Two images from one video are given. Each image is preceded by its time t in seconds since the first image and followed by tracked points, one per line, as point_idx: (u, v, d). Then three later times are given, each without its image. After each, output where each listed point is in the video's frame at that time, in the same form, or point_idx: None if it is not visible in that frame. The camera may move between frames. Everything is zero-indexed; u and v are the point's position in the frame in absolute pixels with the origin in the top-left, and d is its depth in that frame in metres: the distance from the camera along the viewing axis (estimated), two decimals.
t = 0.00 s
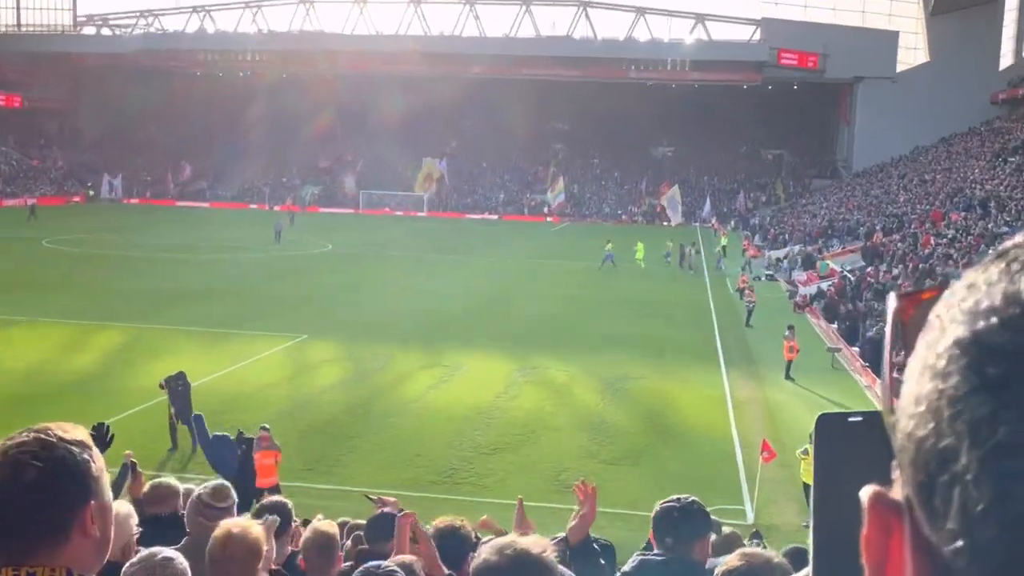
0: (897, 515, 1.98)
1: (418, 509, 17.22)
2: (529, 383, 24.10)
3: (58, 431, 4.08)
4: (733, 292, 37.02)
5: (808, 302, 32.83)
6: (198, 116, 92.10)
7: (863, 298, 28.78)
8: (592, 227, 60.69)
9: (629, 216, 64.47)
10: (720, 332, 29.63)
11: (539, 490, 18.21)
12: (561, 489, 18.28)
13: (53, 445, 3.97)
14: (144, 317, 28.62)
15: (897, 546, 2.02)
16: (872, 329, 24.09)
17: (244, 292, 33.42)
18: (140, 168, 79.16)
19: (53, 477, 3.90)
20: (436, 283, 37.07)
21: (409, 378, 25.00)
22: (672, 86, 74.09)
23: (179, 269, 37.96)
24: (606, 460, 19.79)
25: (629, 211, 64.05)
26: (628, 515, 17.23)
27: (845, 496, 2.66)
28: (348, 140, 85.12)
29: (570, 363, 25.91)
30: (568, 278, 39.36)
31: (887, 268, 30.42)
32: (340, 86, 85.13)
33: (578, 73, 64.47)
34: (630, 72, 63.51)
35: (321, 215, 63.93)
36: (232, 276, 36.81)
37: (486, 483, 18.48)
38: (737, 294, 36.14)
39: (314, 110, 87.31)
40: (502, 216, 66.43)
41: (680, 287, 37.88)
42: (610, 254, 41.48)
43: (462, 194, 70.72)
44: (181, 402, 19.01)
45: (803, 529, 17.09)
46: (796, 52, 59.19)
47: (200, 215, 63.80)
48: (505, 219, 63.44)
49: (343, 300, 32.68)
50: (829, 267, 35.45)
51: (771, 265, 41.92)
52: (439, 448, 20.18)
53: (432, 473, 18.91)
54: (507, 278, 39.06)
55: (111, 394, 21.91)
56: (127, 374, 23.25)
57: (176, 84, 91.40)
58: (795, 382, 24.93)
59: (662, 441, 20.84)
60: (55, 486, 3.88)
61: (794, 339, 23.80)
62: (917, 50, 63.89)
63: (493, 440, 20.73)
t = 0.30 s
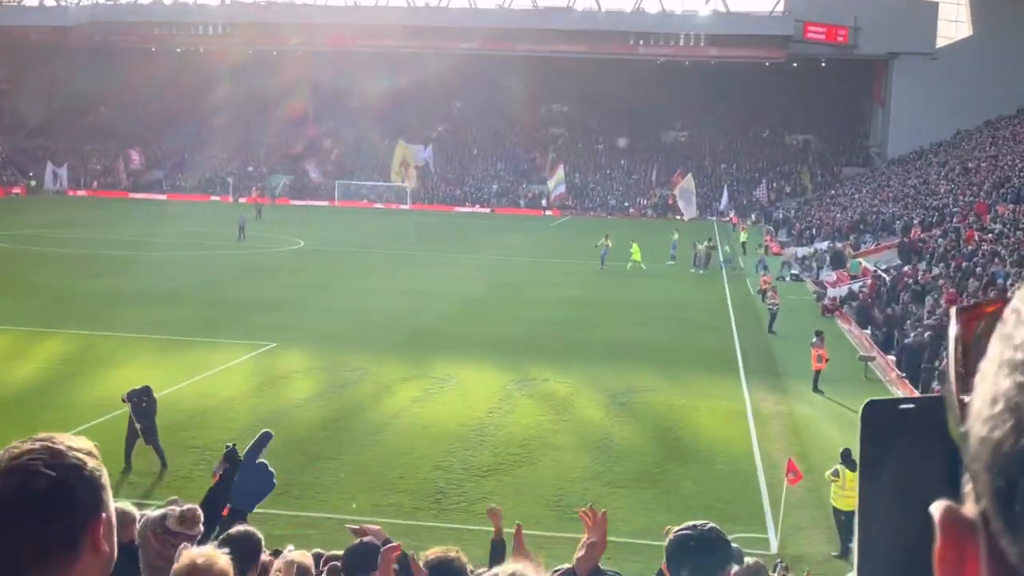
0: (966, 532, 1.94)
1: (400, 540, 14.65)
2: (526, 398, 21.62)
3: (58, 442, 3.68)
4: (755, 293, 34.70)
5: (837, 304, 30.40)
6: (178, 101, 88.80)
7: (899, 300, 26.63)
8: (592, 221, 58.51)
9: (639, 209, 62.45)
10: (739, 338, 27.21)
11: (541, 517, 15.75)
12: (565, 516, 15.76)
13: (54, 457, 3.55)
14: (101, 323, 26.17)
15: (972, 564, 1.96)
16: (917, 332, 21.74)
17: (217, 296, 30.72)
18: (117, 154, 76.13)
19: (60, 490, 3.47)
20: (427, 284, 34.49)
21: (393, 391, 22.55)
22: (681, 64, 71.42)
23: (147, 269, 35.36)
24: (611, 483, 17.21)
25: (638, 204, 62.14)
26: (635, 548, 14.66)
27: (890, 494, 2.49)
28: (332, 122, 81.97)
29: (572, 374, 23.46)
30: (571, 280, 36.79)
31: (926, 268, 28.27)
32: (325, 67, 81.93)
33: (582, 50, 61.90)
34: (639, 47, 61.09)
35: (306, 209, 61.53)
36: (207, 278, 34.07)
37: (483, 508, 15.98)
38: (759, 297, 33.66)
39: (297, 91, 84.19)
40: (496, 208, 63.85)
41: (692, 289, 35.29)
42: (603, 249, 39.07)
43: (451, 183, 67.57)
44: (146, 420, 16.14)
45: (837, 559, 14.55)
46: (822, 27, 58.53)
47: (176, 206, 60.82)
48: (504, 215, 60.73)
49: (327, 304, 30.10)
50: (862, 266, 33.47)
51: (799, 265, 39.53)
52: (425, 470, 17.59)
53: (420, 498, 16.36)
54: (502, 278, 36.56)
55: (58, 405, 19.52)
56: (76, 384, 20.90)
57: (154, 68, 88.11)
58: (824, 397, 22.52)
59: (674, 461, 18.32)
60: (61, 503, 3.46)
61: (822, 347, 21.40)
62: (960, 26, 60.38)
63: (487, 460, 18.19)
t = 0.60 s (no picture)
0: (962, 502, 1.99)
1: (392, 542, 14.72)
2: (521, 400, 21.65)
3: (160, 454, 3.99)
4: (750, 295, 34.82)
5: (832, 307, 30.47)
6: (171, 104, 88.76)
7: (893, 300, 26.86)
8: (587, 224, 58.64)
9: (633, 213, 62.59)
10: (734, 341, 27.30)
11: (540, 520, 15.80)
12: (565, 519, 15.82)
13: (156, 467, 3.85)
14: (95, 327, 26.15)
15: (964, 528, 2.00)
16: (910, 335, 21.87)
17: (210, 300, 30.66)
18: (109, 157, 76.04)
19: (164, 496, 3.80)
20: (422, 288, 34.49)
21: (389, 395, 22.57)
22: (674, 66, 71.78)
23: (140, 273, 35.28)
24: (606, 486, 17.26)
25: (633, 207, 62.45)
26: (628, 549, 14.74)
27: (881, 490, 2.68)
28: (325, 125, 81.93)
29: (567, 376, 23.51)
30: (566, 282, 36.78)
31: (922, 271, 28.44)
32: (318, 71, 82.00)
33: (576, 52, 62.09)
34: (633, 51, 61.24)
35: (300, 212, 61.58)
36: (200, 281, 34.00)
37: (479, 512, 15.97)
38: (754, 300, 33.74)
39: (291, 94, 84.32)
40: (491, 212, 63.94)
41: (686, 291, 35.32)
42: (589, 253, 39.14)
43: (445, 187, 67.47)
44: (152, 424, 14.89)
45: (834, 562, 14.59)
46: (816, 30, 59.63)
47: (169, 210, 60.71)
48: (498, 218, 60.86)
49: (320, 308, 30.08)
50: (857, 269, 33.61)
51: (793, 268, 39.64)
52: (420, 472, 17.62)
53: (413, 500, 16.39)
54: (496, 281, 36.61)
55: (54, 408, 19.51)
56: (71, 388, 20.87)
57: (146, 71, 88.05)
58: (818, 399, 22.63)
59: (669, 464, 18.36)
60: (164, 509, 3.79)
61: (816, 350, 21.44)
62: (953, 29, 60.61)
63: (482, 462, 18.25)
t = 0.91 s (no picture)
0: (967, 483, 1.87)
1: (389, 546, 14.64)
2: (519, 403, 21.61)
3: (192, 462, 3.88)
4: (747, 297, 34.82)
5: (829, 309, 30.47)
6: (167, 106, 88.59)
7: (890, 302, 26.80)
8: (584, 227, 58.58)
9: (630, 215, 62.50)
10: (731, 343, 27.27)
11: (538, 522, 15.75)
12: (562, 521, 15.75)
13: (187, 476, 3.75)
14: (90, 330, 26.03)
15: (963, 509, 1.90)
16: (906, 337, 21.86)
17: (206, 302, 30.55)
18: (104, 160, 75.85)
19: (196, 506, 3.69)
20: (419, 290, 34.42)
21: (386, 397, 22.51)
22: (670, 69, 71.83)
23: (136, 276, 35.15)
24: (605, 488, 17.19)
25: (630, 209, 62.39)
26: (624, 551, 14.68)
27: (870, 472, 2.88)
28: (323, 127, 81.83)
29: (565, 378, 23.48)
30: (563, 285, 36.74)
31: (919, 272, 28.38)
32: (315, 73, 81.92)
33: (573, 54, 62.08)
34: (631, 53, 61.24)
35: (297, 215, 61.52)
36: (196, 284, 33.86)
37: (476, 515, 15.90)
38: (751, 302, 33.72)
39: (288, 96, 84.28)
40: (488, 214, 63.90)
41: (684, 294, 35.28)
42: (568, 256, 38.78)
43: (441, 189, 67.38)
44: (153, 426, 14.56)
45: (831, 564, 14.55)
46: (813, 32, 60.04)
47: (164, 213, 60.54)
48: (495, 221, 60.76)
49: (317, 310, 30.00)
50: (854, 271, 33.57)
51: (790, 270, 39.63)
52: (417, 475, 17.53)
53: (411, 503, 16.32)
54: (493, 283, 36.56)
55: (48, 412, 19.40)
56: (65, 391, 20.75)
57: (142, 73, 87.82)
58: (815, 401, 22.60)
59: (667, 466, 18.33)
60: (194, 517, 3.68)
61: (813, 352, 21.42)
62: (949, 31, 60.68)
63: (480, 465, 18.18)
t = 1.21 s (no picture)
0: (940, 472, 1.95)
1: (386, 548, 14.65)
2: (516, 405, 21.60)
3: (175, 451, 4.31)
4: (744, 300, 34.82)
5: (825, 311, 30.52)
6: (163, 108, 88.58)
7: (886, 304, 26.80)
8: (581, 229, 58.51)
9: (627, 218, 62.53)
10: (729, 345, 27.25)
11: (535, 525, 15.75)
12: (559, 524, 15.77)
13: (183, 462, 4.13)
14: (85, 333, 25.97)
15: (932, 501, 1.98)
16: (903, 338, 21.87)
17: (203, 305, 30.54)
18: (100, 161, 75.67)
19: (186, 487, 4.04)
20: (416, 292, 34.44)
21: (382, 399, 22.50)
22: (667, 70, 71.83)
23: (133, 279, 35.12)
24: (602, 490, 17.21)
25: (627, 211, 62.42)
26: (621, 553, 14.69)
27: (847, 465, 2.82)
28: (320, 129, 81.87)
29: (562, 380, 23.51)
30: (560, 287, 36.79)
31: (916, 274, 28.38)
32: (311, 75, 81.85)
33: (569, 56, 62.10)
34: (627, 55, 61.37)
35: (293, 217, 61.47)
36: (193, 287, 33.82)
37: (473, 518, 15.90)
38: (748, 304, 33.71)
39: (284, 98, 84.36)
40: (485, 216, 63.84)
41: (680, 296, 35.32)
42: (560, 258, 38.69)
43: (438, 191, 67.34)
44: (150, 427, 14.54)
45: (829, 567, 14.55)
46: (809, 35, 59.92)
47: (162, 216, 60.51)
48: (492, 223, 60.82)
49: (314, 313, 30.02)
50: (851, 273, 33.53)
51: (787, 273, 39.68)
52: (414, 478, 17.54)
53: (407, 505, 16.31)
54: (491, 285, 36.54)
55: (44, 414, 19.35)
56: (59, 394, 20.70)
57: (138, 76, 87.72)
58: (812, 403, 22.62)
59: (664, 468, 18.35)
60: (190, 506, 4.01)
61: (810, 353, 21.42)
62: (946, 33, 60.80)
63: (476, 467, 18.17)
